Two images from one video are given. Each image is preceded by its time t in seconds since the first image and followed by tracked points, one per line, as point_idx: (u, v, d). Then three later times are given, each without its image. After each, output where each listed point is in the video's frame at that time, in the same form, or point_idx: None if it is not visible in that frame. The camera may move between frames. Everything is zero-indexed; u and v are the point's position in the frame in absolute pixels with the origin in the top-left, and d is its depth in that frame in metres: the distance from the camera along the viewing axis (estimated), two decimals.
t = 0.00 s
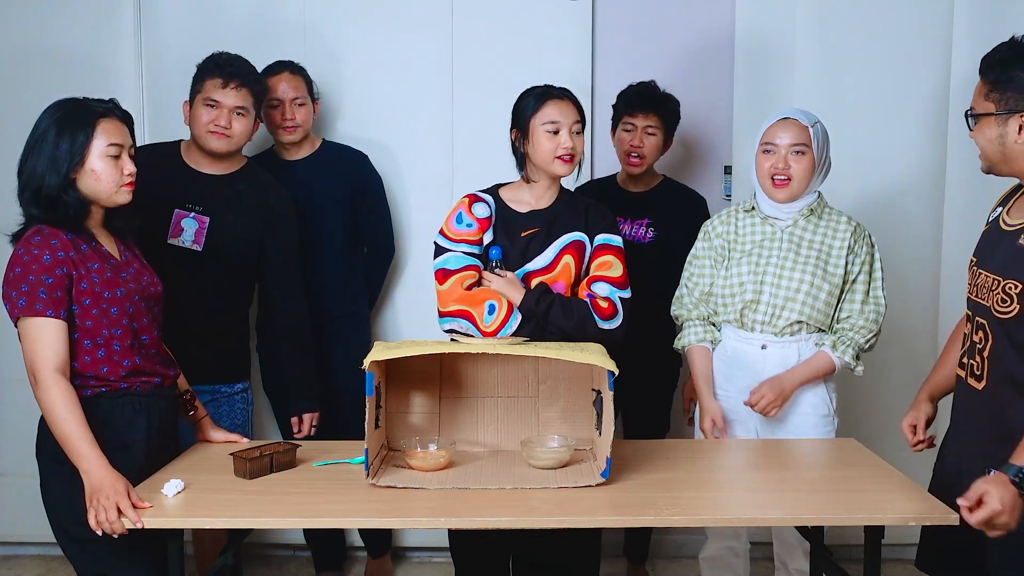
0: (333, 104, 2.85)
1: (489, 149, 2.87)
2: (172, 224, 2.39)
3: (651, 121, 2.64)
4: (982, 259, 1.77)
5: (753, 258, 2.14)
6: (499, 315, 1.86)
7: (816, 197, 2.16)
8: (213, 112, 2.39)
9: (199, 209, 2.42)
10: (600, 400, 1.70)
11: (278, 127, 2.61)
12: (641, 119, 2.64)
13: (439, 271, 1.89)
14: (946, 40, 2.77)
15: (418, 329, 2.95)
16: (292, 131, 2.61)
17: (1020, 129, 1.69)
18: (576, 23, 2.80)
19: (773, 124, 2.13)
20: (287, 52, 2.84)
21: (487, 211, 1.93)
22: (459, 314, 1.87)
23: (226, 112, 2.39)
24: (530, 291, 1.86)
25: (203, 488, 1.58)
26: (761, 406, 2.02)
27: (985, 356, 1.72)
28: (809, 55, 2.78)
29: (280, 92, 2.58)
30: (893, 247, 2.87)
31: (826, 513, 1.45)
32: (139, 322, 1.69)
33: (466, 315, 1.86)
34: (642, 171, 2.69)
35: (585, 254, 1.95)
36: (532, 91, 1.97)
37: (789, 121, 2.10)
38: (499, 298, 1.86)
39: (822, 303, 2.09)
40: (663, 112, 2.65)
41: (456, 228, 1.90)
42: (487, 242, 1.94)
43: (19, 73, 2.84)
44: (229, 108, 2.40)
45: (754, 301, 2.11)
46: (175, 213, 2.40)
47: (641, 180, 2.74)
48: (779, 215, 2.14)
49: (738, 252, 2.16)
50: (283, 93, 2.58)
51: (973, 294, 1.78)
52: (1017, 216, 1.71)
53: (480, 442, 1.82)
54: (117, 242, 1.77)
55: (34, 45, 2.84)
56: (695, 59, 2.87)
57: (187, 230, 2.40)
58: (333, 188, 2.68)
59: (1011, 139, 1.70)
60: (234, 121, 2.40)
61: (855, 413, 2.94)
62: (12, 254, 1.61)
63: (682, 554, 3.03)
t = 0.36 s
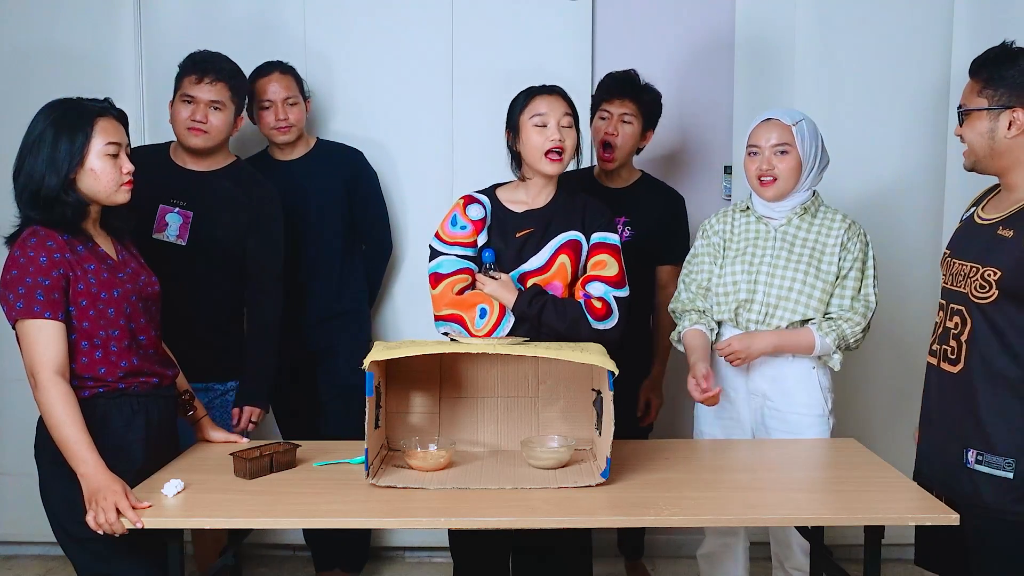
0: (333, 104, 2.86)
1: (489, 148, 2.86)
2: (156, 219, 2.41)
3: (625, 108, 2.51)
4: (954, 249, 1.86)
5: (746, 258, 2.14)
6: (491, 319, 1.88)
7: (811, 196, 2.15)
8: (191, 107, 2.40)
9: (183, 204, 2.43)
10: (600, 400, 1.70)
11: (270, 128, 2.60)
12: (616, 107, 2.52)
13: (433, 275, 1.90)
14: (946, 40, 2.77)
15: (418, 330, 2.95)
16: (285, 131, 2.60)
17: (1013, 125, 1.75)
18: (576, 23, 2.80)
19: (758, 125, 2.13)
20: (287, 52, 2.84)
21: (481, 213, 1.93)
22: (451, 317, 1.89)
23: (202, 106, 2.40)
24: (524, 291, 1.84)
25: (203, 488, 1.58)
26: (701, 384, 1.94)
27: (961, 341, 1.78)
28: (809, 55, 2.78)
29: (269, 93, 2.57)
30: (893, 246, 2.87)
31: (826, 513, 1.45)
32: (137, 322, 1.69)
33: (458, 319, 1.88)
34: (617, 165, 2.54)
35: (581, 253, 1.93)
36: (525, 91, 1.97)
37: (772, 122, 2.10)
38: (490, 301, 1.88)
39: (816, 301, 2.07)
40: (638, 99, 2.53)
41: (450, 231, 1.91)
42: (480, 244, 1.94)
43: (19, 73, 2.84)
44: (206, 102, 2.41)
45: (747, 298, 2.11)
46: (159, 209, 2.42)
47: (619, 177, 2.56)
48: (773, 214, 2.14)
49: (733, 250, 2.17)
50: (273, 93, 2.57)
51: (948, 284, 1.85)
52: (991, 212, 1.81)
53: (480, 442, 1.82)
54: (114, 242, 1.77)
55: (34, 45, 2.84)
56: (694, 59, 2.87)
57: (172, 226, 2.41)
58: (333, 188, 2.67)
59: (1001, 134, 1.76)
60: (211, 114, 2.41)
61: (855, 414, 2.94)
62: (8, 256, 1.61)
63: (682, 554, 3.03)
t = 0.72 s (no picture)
0: (332, 104, 2.86)
1: (488, 148, 2.86)
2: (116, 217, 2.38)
3: (594, 103, 2.43)
4: (948, 244, 1.86)
5: (743, 258, 2.13)
6: (486, 320, 1.86)
7: (811, 197, 2.13)
8: (130, 108, 2.41)
9: (139, 202, 2.40)
10: (600, 400, 1.70)
11: (269, 129, 2.61)
12: (585, 103, 2.43)
13: (429, 274, 1.90)
14: (945, 39, 2.77)
15: (418, 330, 2.95)
16: (286, 132, 2.60)
17: (1016, 124, 1.75)
18: (575, 23, 2.80)
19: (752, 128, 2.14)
20: (286, 52, 2.84)
21: (481, 213, 1.93)
22: (446, 317, 1.88)
23: (139, 104, 2.40)
24: (521, 294, 1.84)
25: (203, 488, 1.58)
26: (796, 425, 1.88)
27: (962, 330, 1.77)
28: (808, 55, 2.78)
29: (271, 94, 2.57)
30: (892, 246, 2.87)
31: (826, 512, 1.45)
32: (136, 322, 1.69)
33: (452, 320, 1.87)
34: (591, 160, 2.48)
35: (581, 253, 1.92)
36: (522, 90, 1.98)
37: (763, 123, 2.11)
38: (485, 302, 1.86)
39: (811, 306, 2.05)
40: (606, 94, 2.45)
41: (450, 230, 1.91)
42: (479, 244, 1.94)
43: (20, 73, 2.85)
44: (142, 99, 2.41)
45: (743, 300, 2.11)
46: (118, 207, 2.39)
47: (595, 174, 2.53)
48: (771, 215, 2.14)
49: (730, 250, 2.17)
50: (278, 93, 2.57)
51: (942, 275, 1.85)
52: (984, 206, 1.82)
53: (480, 442, 1.82)
54: (113, 242, 1.77)
55: (33, 46, 2.84)
56: (693, 58, 2.87)
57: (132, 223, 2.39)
58: (334, 188, 2.67)
59: (1010, 134, 1.75)
60: (151, 111, 2.40)
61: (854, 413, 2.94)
62: (6, 257, 1.61)
63: (682, 553, 3.03)
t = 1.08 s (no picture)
0: (333, 104, 2.86)
1: (488, 147, 2.86)
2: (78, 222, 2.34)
3: (585, 108, 2.43)
4: (945, 246, 1.87)
5: (740, 260, 2.13)
6: (485, 321, 1.86)
7: (813, 199, 2.10)
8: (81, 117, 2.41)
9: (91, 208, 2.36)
10: (600, 400, 1.70)
11: (268, 129, 2.60)
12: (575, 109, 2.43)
13: (429, 274, 1.90)
14: (945, 39, 2.77)
15: (419, 331, 2.94)
16: (285, 131, 2.60)
17: None
18: (575, 22, 2.80)
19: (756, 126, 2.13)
20: (286, 51, 2.84)
21: (481, 213, 1.94)
22: (446, 318, 1.89)
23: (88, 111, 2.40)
24: (521, 295, 1.83)
25: (203, 488, 1.58)
26: (840, 448, 1.83)
27: (962, 331, 1.77)
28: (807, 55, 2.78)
29: (268, 94, 2.57)
30: (892, 246, 2.87)
31: (826, 513, 1.45)
32: (139, 324, 1.70)
33: (452, 321, 1.87)
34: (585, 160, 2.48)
35: (581, 254, 1.92)
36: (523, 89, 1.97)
37: (768, 121, 2.10)
38: (485, 304, 1.86)
39: (806, 309, 2.02)
40: (596, 97, 2.45)
41: (450, 230, 1.91)
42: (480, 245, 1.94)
43: (20, 74, 2.85)
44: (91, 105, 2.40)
45: (739, 300, 2.10)
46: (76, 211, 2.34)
47: (584, 173, 2.53)
48: (773, 215, 2.13)
49: (729, 251, 2.17)
50: (274, 93, 2.57)
51: (941, 278, 1.86)
52: (980, 208, 1.83)
53: (480, 442, 1.82)
54: (115, 242, 1.77)
55: (33, 46, 2.85)
56: (693, 59, 2.87)
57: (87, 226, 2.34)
58: (334, 188, 2.67)
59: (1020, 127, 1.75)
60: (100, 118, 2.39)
61: (855, 413, 2.94)
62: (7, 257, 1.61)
63: (682, 553, 3.03)
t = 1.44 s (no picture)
0: (333, 103, 2.86)
1: (488, 147, 2.86)
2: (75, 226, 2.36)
3: (596, 110, 2.42)
4: (949, 246, 1.86)
5: (732, 257, 2.13)
6: (481, 322, 1.88)
7: (806, 193, 2.09)
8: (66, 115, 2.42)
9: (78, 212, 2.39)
10: (600, 400, 1.70)
11: (274, 130, 2.60)
12: (586, 110, 2.42)
13: (426, 276, 1.91)
14: (946, 39, 2.77)
15: (419, 332, 2.94)
16: (291, 132, 2.60)
17: None
18: (576, 22, 2.80)
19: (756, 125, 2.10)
20: (287, 52, 2.84)
21: (477, 214, 1.93)
22: (442, 319, 1.91)
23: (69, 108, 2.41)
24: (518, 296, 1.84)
25: (202, 488, 1.58)
26: (841, 448, 1.84)
27: (959, 334, 1.78)
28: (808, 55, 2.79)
29: (274, 95, 2.56)
30: (892, 245, 2.87)
31: (825, 512, 1.45)
32: (141, 325, 1.70)
33: (447, 322, 1.89)
34: (593, 162, 2.46)
35: (576, 253, 1.91)
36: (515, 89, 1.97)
37: (768, 122, 2.07)
38: (481, 305, 1.88)
39: (798, 306, 2.00)
40: (609, 99, 2.43)
41: (446, 232, 1.92)
42: (477, 246, 1.94)
43: (21, 73, 2.85)
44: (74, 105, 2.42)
45: (731, 296, 2.10)
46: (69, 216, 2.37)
47: (595, 174, 2.50)
48: (766, 214, 2.12)
49: (723, 248, 2.17)
50: (281, 94, 2.56)
51: (942, 279, 1.85)
52: (986, 209, 1.81)
53: (480, 442, 1.82)
54: (118, 242, 1.77)
55: (34, 45, 2.85)
56: (694, 58, 2.87)
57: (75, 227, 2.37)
58: (334, 187, 2.66)
59: None
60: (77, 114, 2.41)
61: (854, 413, 2.94)
62: (10, 256, 1.61)
63: (681, 553, 3.03)
